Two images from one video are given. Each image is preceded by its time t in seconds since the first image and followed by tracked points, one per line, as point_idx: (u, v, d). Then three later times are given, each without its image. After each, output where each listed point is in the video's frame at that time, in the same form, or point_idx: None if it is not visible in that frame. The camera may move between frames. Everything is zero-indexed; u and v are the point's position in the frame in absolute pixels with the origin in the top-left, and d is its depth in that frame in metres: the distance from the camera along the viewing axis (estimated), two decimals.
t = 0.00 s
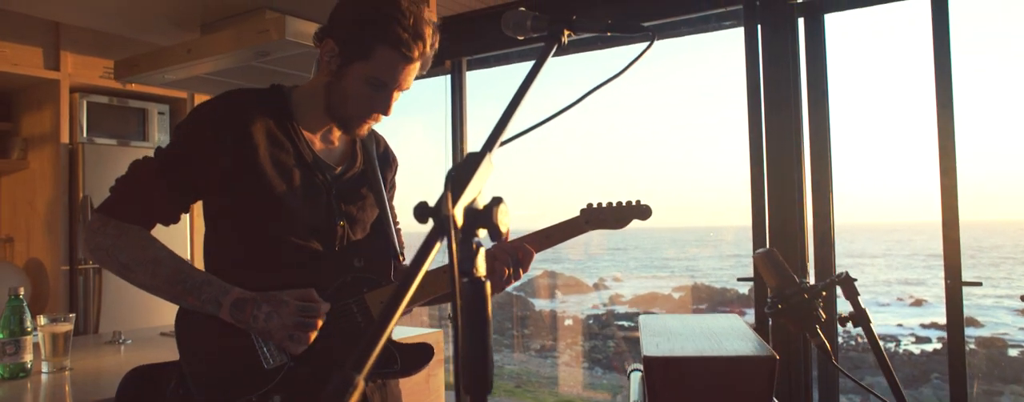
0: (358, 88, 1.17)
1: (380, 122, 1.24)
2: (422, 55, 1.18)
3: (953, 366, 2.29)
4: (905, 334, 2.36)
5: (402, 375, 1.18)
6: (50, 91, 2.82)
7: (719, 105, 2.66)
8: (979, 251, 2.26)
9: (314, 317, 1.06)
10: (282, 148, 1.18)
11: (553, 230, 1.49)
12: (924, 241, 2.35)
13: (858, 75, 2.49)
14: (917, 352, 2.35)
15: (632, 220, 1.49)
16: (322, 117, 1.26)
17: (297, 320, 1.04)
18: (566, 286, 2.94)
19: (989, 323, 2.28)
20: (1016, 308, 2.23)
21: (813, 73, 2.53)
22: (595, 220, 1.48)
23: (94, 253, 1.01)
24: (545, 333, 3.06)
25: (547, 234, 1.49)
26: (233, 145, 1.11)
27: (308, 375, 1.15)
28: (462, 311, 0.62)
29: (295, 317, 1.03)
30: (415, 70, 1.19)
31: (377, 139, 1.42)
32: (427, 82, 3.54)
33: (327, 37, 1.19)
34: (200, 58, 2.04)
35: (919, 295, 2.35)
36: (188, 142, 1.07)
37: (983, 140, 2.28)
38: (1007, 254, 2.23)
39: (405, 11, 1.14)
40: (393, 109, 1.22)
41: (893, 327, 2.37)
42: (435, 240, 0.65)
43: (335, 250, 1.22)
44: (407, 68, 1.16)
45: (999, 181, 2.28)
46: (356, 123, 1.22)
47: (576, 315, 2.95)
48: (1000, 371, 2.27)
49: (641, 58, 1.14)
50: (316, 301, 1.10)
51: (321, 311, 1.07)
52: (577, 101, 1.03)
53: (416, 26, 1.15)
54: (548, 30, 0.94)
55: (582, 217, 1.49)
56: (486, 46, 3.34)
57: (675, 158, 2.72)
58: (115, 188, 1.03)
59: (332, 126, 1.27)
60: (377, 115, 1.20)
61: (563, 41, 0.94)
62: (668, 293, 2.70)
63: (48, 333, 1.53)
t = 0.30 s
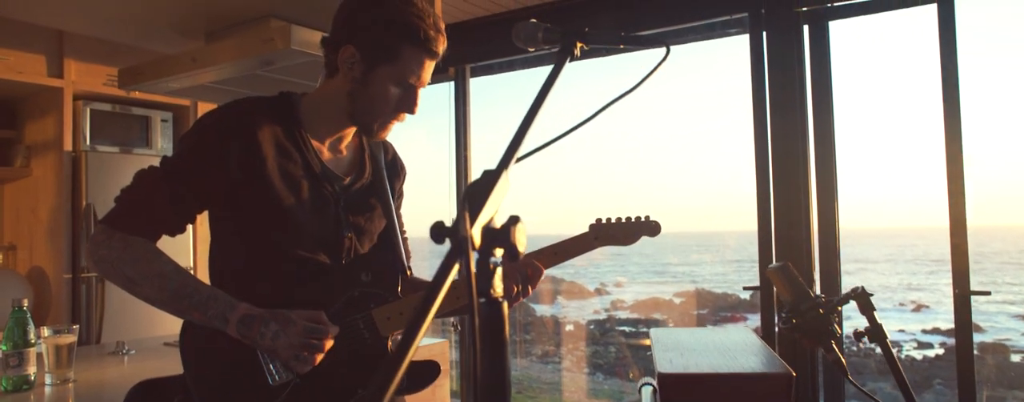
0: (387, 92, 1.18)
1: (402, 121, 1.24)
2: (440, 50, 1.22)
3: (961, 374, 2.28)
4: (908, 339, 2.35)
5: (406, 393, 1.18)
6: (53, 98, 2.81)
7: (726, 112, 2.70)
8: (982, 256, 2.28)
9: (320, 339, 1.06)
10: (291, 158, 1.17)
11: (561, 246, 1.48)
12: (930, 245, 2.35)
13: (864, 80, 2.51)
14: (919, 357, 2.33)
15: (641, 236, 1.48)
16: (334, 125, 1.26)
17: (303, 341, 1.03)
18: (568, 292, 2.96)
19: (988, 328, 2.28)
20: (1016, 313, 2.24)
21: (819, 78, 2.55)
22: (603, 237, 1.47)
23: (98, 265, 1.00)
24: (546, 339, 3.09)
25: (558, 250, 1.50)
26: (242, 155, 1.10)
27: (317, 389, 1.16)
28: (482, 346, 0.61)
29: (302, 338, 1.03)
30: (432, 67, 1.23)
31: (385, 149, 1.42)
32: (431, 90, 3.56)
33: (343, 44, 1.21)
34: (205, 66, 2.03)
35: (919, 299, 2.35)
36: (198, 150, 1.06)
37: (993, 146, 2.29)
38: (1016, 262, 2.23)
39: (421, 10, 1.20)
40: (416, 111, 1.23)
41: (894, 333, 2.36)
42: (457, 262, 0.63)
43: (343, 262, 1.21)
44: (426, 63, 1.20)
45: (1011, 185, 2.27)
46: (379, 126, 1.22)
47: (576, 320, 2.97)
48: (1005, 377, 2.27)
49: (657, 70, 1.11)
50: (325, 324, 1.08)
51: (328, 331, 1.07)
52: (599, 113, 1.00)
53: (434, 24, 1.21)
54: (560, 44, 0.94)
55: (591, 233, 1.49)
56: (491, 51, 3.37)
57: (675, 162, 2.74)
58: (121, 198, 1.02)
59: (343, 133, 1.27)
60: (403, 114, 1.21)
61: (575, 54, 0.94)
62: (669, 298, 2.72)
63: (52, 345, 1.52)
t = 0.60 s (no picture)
0: (391, 107, 1.17)
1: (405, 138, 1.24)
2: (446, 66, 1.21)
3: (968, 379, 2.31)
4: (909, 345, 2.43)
5: None
6: (58, 105, 2.81)
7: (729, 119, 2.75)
8: (988, 261, 2.33)
9: (334, 348, 1.07)
10: (299, 169, 1.16)
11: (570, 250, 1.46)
12: (934, 251, 2.41)
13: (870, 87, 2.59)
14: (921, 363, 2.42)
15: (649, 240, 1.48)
16: (341, 135, 1.25)
17: (316, 351, 1.04)
18: (571, 298, 3.04)
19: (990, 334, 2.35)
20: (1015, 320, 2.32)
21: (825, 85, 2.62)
22: (613, 240, 1.46)
23: (106, 279, 0.99)
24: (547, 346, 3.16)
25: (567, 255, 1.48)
26: (249, 166, 1.09)
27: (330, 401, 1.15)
28: (506, 359, 0.59)
29: (316, 347, 1.04)
30: (438, 83, 1.22)
31: (392, 159, 1.42)
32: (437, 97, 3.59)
33: (349, 57, 1.21)
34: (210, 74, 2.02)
35: (918, 304, 2.44)
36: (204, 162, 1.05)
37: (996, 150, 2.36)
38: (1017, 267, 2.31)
39: (428, 25, 1.19)
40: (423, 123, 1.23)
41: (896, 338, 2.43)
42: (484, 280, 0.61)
43: (352, 273, 1.20)
44: (434, 79, 1.20)
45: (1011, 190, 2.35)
46: (383, 140, 1.21)
47: (578, 327, 3.06)
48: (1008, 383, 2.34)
49: (674, 84, 1.10)
50: (337, 331, 1.09)
51: (342, 338, 1.08)
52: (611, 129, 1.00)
53: (441, 39, 1.21)
54: (576, 53, 0.93)
55: (600, 237, 1.47)
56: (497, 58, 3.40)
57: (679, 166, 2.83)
58: (126, 212, 1.01)
59: (350, 143, 1.27)
60: (407, 130, 1.20)
61: (591, 65, 0.92)
62: (669, 304, 2.80)
63: (57, 356, 1.50)
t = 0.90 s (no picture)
0: (407, 111, 1.17)
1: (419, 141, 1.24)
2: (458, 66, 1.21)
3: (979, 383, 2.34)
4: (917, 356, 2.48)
5: None
6: (62, 114, 2.81)
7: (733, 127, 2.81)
8: (993, 269, 2.38)
9: (347, 364, 1.02)
10: (309, 178, 1.15)
11: (582, 263, 1.44)
12: (941, 259, 2.46)
13: (876, 92, 2.64)
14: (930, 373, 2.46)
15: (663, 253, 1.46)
16: (351, 143, 1.24)
17: (327, 367, 1.00)
18: (574, 306, 3.10)
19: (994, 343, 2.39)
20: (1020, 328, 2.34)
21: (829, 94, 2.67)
22: (625, 253, 1.46)
23: (115, 292, 0.98)
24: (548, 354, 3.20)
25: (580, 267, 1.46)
26: (260, 177, 1.08)
27: None
28: (534, 380, 0.58)
29: (327, 363, 1.00)
30: (450, 83, 1.22)
31: (402, 166, 1.41)
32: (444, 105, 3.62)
33: (360, 63, 1.20)
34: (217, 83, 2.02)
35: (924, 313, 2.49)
36: (214, 172, 1.04)
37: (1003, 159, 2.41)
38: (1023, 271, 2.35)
39: (438, 27, 1.19)
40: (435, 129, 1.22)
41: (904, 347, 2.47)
42: (509, 294, 0.60)
43: (364, 283, 1.19)
44: (446, 79, 1.20)
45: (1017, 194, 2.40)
46: (396, 146, 1.21)
47: (580, 335, 3.09)
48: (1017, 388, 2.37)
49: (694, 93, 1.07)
50: (349, 349, 1.05)
51: (354, 356, 1.03)
52: (629, 142, 0.99)
53: (452, 41, 1.20)
54: (593, 63, 0.91)
55: (613, 249, 1.47)
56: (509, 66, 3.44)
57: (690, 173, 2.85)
58: (135, 224, 1.00)
59: (361, 150, 1.26)
60: (421, 132, 1.20)
61: (609, 74, 0.91)
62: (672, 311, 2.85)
63: (64, 366, 1.49)
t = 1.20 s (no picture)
0: (414, 119, 1.16)
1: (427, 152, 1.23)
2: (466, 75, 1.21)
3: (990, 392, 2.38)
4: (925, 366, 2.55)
5: None
6: (67, 123, 2.80)
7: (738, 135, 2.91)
8: (1000, 278, 2.45)
9: (358, 372, 0.98)
10: (320, 186, 1.14)
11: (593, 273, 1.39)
12: (952, 261, 2.55)
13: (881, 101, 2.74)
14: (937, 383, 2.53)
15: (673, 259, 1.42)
16: (361, 153, 1.23)
17: (340, 375, 0.97)
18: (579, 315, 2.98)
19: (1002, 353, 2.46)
20: None
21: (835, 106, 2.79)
22: (636, 259, 1.41)
23: (124, 302, 0.97)
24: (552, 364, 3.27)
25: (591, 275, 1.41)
26: (271, 185, 1.08)
27: None
28: (564, 392, 0.57)
29: (339, 372, 0.96)
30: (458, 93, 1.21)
31: (413, 176, 1.40)
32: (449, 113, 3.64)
33: (368, 72, 1.20)
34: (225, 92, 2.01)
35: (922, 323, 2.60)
36: (224, 180, 1.03)
37: (1009, 167, 2.49)
38: None
39: (446, 37, 1.19)
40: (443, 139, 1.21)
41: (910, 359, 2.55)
42: (541, 308, 0.59)
43: (375, 292, 1.18)
44: (453, 87, 1.19)
45: None
46: (404, 156, 1.19)
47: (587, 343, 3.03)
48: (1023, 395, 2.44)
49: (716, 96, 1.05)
50: (360, 353, 1.00)
51: (365, 361, 0.99)
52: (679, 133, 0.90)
53: (460, 49, 1.20)
54: (610, 72, 0.90)
55: (623, 255, 1.41)
56: (518, 75, 3.47)
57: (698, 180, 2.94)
58: (144, 233, 0.99)
59: (371, 159, 1.25)
60: (429, 142, 1.19)
61: (628, 84, 0.90)
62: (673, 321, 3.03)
63: (70, 377, 1.47)
